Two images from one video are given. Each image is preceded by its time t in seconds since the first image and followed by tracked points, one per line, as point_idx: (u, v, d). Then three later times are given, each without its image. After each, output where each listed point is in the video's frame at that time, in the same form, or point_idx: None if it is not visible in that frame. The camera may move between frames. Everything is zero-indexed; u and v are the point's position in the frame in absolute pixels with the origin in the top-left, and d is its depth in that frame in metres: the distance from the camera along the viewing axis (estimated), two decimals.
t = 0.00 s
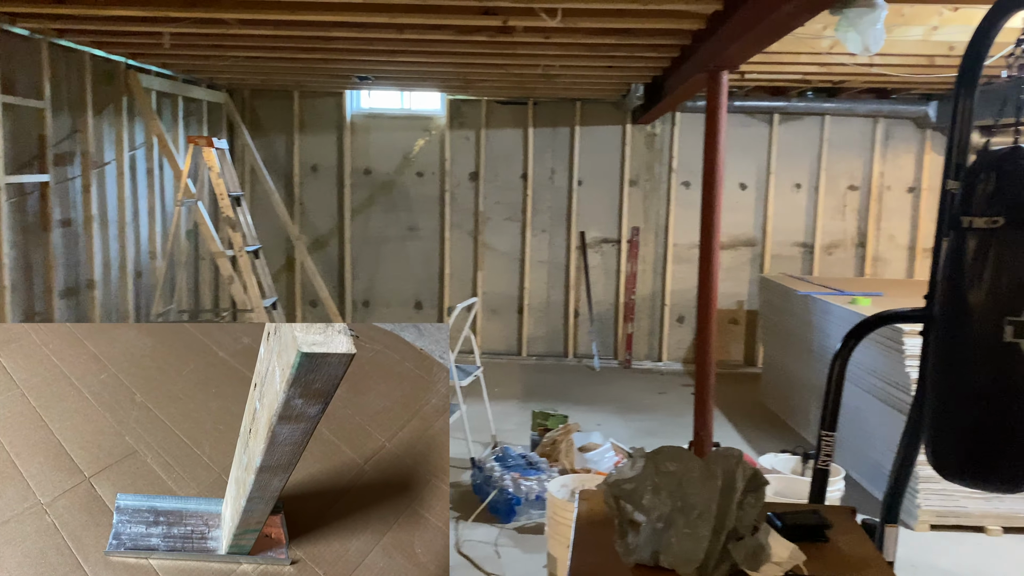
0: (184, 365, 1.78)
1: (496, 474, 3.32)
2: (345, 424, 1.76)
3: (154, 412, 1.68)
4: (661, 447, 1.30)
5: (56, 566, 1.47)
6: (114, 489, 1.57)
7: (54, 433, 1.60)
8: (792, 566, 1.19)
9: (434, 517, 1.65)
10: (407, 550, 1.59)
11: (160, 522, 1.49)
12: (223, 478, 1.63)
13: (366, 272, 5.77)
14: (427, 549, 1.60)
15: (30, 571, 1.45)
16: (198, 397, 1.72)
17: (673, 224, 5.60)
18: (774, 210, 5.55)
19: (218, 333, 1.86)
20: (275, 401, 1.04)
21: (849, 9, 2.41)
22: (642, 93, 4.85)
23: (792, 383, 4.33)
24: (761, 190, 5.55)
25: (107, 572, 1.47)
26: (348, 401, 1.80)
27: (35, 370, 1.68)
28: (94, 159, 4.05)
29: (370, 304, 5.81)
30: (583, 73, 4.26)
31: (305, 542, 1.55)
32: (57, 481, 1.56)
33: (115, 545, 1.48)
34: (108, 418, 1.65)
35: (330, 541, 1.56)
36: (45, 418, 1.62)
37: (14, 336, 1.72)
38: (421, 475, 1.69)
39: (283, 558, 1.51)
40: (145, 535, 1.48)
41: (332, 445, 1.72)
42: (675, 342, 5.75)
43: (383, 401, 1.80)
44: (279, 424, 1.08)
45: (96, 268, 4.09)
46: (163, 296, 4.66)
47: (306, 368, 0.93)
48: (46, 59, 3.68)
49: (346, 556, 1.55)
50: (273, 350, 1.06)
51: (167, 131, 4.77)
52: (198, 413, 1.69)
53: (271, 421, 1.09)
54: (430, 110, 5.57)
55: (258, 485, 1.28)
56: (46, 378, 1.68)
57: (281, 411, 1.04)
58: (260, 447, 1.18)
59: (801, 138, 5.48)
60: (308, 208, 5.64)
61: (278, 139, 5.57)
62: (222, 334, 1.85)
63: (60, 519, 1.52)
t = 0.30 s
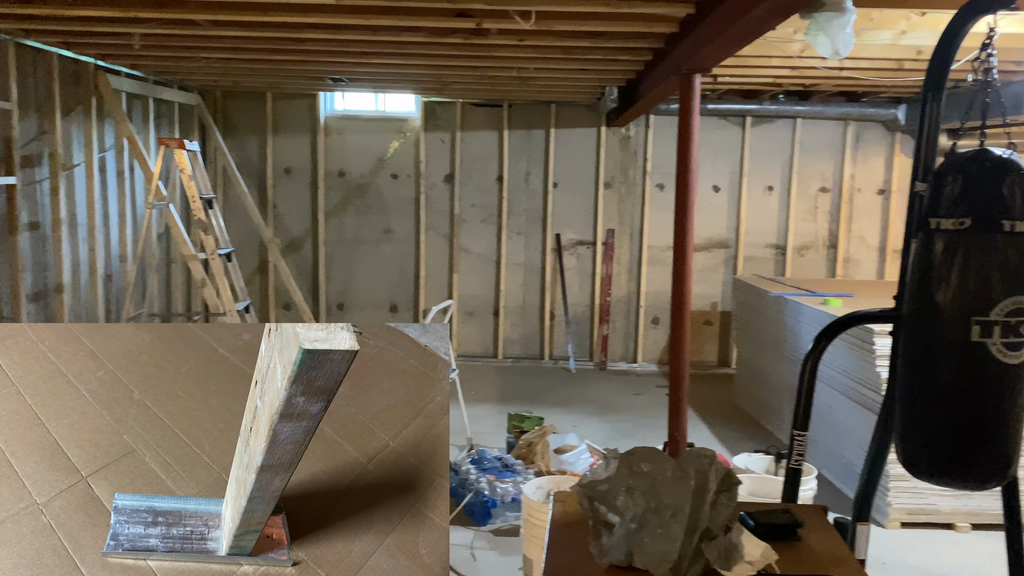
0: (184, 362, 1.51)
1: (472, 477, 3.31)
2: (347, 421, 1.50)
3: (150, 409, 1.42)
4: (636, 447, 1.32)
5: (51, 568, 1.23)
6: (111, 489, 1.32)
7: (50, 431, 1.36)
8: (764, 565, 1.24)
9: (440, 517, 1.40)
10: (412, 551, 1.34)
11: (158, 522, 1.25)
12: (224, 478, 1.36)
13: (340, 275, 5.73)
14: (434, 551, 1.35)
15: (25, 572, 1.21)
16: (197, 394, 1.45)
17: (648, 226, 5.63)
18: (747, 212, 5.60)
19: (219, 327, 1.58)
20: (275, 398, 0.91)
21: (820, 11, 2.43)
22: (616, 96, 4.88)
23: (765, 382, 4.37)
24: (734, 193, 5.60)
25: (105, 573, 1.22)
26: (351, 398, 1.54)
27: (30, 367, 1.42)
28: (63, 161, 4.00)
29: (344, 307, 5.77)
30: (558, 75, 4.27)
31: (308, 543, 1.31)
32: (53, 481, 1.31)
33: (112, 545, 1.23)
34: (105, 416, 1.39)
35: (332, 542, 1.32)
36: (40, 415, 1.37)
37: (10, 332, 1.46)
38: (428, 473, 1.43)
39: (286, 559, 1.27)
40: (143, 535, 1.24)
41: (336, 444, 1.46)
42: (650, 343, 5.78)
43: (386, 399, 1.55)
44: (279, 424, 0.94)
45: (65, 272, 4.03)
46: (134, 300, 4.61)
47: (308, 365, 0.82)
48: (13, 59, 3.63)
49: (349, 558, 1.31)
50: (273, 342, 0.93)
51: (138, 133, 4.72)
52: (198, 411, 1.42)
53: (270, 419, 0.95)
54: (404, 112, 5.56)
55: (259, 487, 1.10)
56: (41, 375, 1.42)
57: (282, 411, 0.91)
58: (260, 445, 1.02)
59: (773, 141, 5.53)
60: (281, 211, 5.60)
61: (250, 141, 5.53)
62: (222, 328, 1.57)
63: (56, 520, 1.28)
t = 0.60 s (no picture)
0: (184, 359, 1.56)
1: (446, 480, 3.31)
2: (352, 420, 1.53)
3: (149, 407, 1.46)
4: (607, 448, 1.35)
5: (48, 570, 1.21)
6: (108, 489, 1.32)
7: (46, 429, 1.38)
8: (735, 565, 1.24)
9: (445, 517, 1.38)
10: (416, 552, 1.33)
11: (157, 523, 1.24)
12: (224, 477, 1.36)
13: (314, 278, 5.69)
14: (437, 552, 1.33)
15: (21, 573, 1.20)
16: (197, 392, 1.50)
17: (622, 228, 5.67)
18: (719, 214, 5.64)
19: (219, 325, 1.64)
20: (275, 397, 0.87)
21: (789, 15, 2.45)
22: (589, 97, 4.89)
23: (738, 383, 4.40)
24: (706, 195, 5.64)
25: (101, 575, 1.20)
26: (356, 396, 1.57)
27: (27, 364, 1.45)
28: (30, 164, 3.94)
29: (318, 310, 5.73)
30: (531, 76, 4.27)
31: (309, 545, 1.30)
32: (50, 481, 1.31)
33: (110, 546, 1.22)
34: (102, 414, 1.42)
35: (335, 544, 1.31)
36: (37, 414, 1.39)
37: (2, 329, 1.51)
38: (432, 473, 1.43)
39: (287, 560, 1.25)
40: (141, 536, 1.23)
41: (338, 443, 1.47)
42: (625, 344, 5.81)
43: (391, 397, 1.58)
44: (281, 423, 0.90)
45: (32, 276, 3.97)
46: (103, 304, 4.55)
47: (311, 362, 0.79)
48: None
49: (352, 559, 1.30)
50: (272, 339, 0.89)
51: (106, 135, 4.66)
52: (197, 409, 1.46)
53: (271, 418, 0.90)
54: (378, 113, 5.53)
55: (259, 487, 1.05)
56: (37, 372, 1.45)
57: (283, 409, 0.87)
58: (261, 445, 0.97)
59: (745, 144, 5.59)
60: (254, 213, 5.55)
61: (222, 144, 5.47)
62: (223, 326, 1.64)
63: (53, 520, 1.26)
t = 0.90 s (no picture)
0: (182, 355, 1.63)
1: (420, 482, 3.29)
2: (355, 418, 1.65)
3: (148, 405, 1.54)
4: (581, 450, 1.45)
5: (44, 570, 1.34)
6: (107, 489, 1.43)
7: (42, 427, 1.47)
8: (706, 562, 1.37)
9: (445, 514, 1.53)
10: (420, 554, 1.48)
11: (156, 523, 1.37)
12: (222, 477, 1.48)
13: (286, 280, 5.64)
14: (441, 552, 1.49)
15: (16, 574, 1.33)
16: (197, 389, 1.59)
17: (595, 230, 5.69)
18: (690, 215, 5.68)
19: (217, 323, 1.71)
20: (278, 396, 0.94)
21: (758, 17, 2.49)
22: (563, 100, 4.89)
23: (710, 382, 4.45)
24: (679, 196, 5.68)
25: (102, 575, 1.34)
26: (360, 395, 1.68)
27: (22, 361, 1.52)
28: None
29: (290, 312, 5.67)
30: (504, 78, 4.27)
31: (311, 546, 1.45)
32: (45, 480, 1.42)
33: (108, 547, 1.35)
34: (99, 412, 1.51)
35: (340, 544, 1.46)
36: (32, 412, 1.48)
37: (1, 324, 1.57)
38: (435, 474, 1.58)
39: (287, 561, 1.40)
40: (141, 536, 1.36)
41: (340, 442, 1.61)
42: (599, 345, 5.83)
43: (395, 394, 1.69)
44: (283, 420, 0.98)
45: None
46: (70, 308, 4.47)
47: (312, 359, 0.83)
48: None
49: (355, 560, 1.45)
50: (273, 340, 0.95)
51: (73, 137, 4.59)
52: (197, 407, 1.55)
53: (274, 416, 0.98)
54: (350, 115, 5.51)
55: (261, 485, 1.16)
56: (33, 369, 1.53)
57: (286, 406, 0.93)
58: (263, 445, 1.07)
59: (716, 146, 5.64)
60: (225, 215, 5.49)
61: (192, 145, 5.41)
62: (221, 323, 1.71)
63: (49, 520, 1.39)
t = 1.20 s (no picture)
0: (182, 352, 1.75)
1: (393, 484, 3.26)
2: (358, 416, 1.77)
3: (148, 405, 1.66)
4: (554, 450, 1.50)
5: (40, 570, 1.46)
6: (103, 489, 1.56)
7: (39, 425, 1.59)
8: (678, 560, 1.44)
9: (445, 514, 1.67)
10: (424, 554, 1.60)
11: (155, 524, 1.50)
12: (222, 476, 1.61)
13: (257, 281, 5.59)
14: (444, 553, 1.61)
15: (12, 573, 1.45)
16: (196, 387, 1.70)
17: (568, 230, 5.70)
18: (662, 215, 5.72)
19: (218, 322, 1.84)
20: (279, 394, 0.96)
21: (725, 20, 2.52)
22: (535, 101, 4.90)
23: (682, 381, 4.49)
24: (650, 196, 5.71)
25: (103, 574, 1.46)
26: (363, 392, 1.79)
27: (18, 359, 1.64)
28: None
29: (261, 315, 5.62)
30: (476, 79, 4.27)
31: (314, 546, 1.57)
32: (42, 480, 1.55)
33: (105, 549, 1.47)
34: (96, 410, 1.63)
35: (342, 545, 1.58)
36: (29, 411, 1.61)
37: None
38: (439, 473, 1.71)
39: (288, 562, 1.52)
40: (140, 537, 1.49)
41: (344, 439, 1.73)
42: (572, 345, 5.85)
43: (398, 392, 1.80)
44: (285, 418, 0.99)
45: None
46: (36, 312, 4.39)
47: (312, 358, 0.85)
48: None
49: (357, 560, 1.57)
50: (274, 339, 0.97)
51: (37, 137, 4.50)
52: (197, 405, 1.68)
53: (276, 414, 0.99)
54: (321, 116, 5.47)
55: (261, 482, 1.19)
56: (29, 367, 1.64)
57: (287, 403, 0.95)
58: (266, 442, 1.07)
59: (687, 147, 5.67)
60: (194, 217, 5.43)
61: (161, 146, 5.35)
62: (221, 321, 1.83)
63: (45, 520, 1.51)
